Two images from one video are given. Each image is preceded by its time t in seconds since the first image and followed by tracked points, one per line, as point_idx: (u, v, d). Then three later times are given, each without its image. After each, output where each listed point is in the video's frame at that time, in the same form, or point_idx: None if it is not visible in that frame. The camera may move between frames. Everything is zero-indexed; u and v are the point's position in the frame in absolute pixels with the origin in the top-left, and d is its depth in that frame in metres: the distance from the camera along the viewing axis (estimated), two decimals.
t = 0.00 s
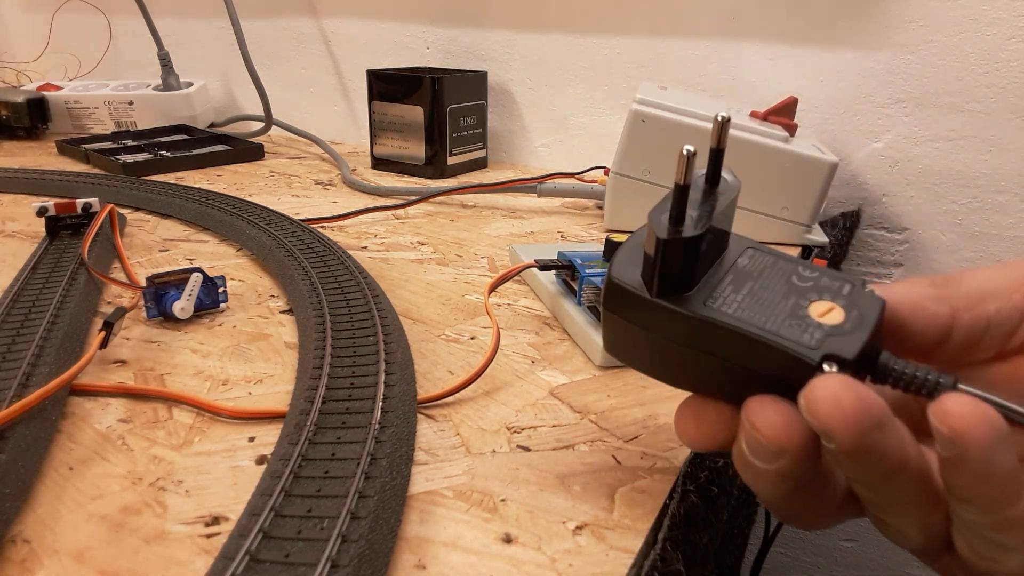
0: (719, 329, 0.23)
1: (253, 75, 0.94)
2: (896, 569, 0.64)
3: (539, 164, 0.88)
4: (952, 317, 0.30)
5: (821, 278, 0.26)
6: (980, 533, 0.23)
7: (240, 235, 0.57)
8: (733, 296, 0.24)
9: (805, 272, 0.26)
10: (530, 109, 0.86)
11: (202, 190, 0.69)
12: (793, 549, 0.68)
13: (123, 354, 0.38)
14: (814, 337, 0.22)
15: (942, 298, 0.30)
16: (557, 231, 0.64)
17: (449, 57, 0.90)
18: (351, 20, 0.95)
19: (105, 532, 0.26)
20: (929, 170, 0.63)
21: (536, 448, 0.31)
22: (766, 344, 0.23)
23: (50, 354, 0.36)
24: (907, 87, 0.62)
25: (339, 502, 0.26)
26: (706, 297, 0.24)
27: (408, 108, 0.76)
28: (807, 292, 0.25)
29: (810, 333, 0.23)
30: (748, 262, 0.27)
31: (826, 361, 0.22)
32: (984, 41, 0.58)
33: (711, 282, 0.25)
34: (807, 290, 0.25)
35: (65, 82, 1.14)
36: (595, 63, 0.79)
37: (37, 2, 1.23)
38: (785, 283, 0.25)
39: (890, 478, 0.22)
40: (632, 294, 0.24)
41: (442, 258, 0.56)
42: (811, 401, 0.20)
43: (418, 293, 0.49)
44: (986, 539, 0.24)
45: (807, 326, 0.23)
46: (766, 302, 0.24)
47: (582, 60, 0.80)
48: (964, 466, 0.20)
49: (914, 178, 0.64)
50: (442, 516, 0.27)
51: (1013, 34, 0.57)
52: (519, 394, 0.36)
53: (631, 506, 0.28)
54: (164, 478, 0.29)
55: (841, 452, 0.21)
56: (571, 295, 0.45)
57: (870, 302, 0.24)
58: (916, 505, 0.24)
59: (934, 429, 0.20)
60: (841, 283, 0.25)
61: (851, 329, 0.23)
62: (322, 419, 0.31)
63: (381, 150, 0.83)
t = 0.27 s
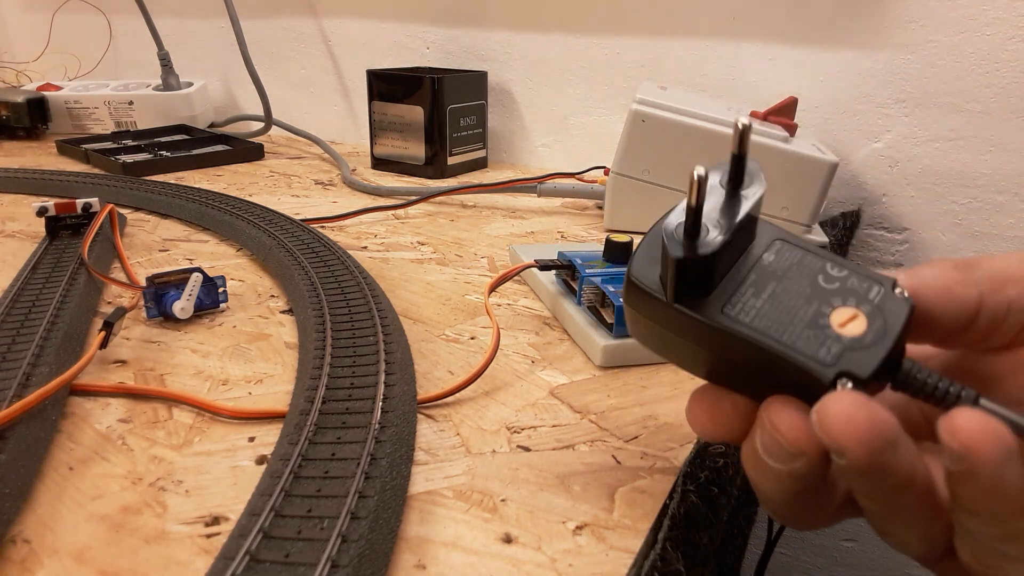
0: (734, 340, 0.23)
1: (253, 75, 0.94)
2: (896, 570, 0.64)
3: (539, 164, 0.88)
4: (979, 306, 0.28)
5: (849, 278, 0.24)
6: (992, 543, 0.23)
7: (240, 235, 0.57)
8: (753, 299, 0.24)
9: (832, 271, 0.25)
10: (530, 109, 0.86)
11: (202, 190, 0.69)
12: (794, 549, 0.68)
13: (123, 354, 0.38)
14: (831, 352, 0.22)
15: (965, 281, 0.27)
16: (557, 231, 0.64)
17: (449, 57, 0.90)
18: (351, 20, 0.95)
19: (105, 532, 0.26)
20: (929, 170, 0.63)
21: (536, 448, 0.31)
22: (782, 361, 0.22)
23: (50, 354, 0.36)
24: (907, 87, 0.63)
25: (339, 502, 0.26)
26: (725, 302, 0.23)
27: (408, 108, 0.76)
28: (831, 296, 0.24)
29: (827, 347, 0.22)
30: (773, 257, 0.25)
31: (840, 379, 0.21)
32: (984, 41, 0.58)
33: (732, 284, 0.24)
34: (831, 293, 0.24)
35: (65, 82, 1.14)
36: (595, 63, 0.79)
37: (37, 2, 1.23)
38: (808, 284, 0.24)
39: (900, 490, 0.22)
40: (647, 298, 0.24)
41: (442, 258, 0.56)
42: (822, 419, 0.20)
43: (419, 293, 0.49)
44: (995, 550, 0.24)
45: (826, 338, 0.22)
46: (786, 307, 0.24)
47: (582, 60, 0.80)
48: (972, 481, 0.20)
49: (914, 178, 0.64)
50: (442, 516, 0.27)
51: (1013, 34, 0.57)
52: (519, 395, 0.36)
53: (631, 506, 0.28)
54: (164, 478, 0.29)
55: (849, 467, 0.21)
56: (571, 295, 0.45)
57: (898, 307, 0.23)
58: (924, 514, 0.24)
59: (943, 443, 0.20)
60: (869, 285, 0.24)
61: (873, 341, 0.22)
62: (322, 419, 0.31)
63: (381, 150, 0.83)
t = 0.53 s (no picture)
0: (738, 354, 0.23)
1: (253, 75, 0.94)
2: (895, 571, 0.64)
3: (539, 164, 0.88)
4: (992, 297, 0.27)
5: (866, 286, 0.23)
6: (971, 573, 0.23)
7: (240, 235, 0.57)
8: (761, 315, 0.23)
9: (848, 277, 0.23)
10: (530, 110, 0.86)
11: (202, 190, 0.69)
12: (794, 549, 0.68)
13: (123, 354, 0.38)
14: (834, 376, 0.22)
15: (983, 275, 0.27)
16: (557, 231, 0.64)
17: (449, 57, 0.90)
18: (351, 20, 0.95)
19: (105, 532, 0.26)
20: (929, 170, 0.63)
21: (536, 448, 0.31)
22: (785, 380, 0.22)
23: (50, 354, 0.36)
24: (907, 87, 0.62)
25: (339, 502, 0.26)
26: (732, 315, 0.23)
27: (408, 108, 0.76)
28: (844, 308, 0.23)
29: (833, 370, 0.22)
30: (789, 260, 0.23)
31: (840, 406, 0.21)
32: (984, 41, 0.58)
33: (742, 291, 0.23)
34: (844, 305, 0.23)
35: (65, 82, 1.14)
36: (595, 63, 0.79)
37: (37, 2, 1.23)
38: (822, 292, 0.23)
39: (887, 508, 0.22)
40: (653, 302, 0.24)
41: (442, 258, 0.56)
42: (834, 437, 0.20)
43: (418, 293, 0.49)
44: None
45: (831, 360, 0.22)
46: (795, 320, 0.23)
47: (582, 61, 0.80)
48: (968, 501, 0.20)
49: (913, 178, 0.64)
50: (442, 516, 0.27)
51: (1013, 34, 0.57)
52: (519, 394, 0.36)
53: (631, 506, 0.28)
54: (165, 478, 0.29)
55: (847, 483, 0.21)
56: (571, 295, 0.45)
57: (913, 327, 0.22)
58: (908, 531, 0.24)
59: (938, 453, 0.20)
60: (887, 296, 0.23)
61: (880, 363, 0.22)
62: (322, 419, 0.31)
63: (381, 150, 0.83)
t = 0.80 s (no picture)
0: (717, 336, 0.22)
1: (253, 75, 0.94)
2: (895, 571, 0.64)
3: (539, 164, 0.88)
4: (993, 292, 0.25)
5: (852, 272, 0.20)
6: (931, 548, 0.23)
7: (240, 235, 0.57)
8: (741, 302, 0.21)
9: (833, 262, 0.20)
10: (530, 109, 0.86)
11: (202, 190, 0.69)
12: (793, 549, 0.68)
13: (123, 354, 0.38)
14: (805, 363, 0.20)
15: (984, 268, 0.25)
16: (557, 231, 0.64)
17: (449, 57, 0.90)
18: (351, 20, 0.95)
19: (105, 532, 0.26)
20: (929, 170, 0.63)
21: (536, 448, 0.31)
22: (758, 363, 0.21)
23: (50, 354, 0.36)
24: (907, 87, 0.62)
25: (339, 502, 0.26)
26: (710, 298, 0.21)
27: (408, 108, 0.76)
28: (825, 294, 0.20)
29: (804, 356, 0.20)
30: (774, 241, 0.20)
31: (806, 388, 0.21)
32: (984, 41, 0.58)
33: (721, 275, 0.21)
34: (826, 291, 0.20)
35: (65, 82, 1.14)
36: (595, 63, 0.79)
37: (37, 2, 1.23)
38: (806, 274, 0.20)
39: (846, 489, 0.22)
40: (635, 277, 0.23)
41: (442, 258, 0.56)
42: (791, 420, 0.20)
43: (419, 293, 0.49)
44: (933, 554, 0.23)
45: (805, 346, 0.20)
46: (770, 303, 0.21)
47: (582, 61, 0.80)
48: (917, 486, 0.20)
49: (913, 178, 0.63)
50: (442, 516, 0.27)
51: (1012, 34, 0.56)
52: (519, 394, 0.36)
53: (631, 506, 0.28)
54: (165, 478, 0.29)
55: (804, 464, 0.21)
56: (571, 295, 0.45)
57: (889, 323, 0.20)
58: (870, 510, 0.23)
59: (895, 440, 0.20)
60: (870, 286, 0.20)
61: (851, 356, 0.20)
62: (322, 419, 0.31)
63: (381, 150, 0.83)
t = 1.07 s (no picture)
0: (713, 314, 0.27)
1: (253, 75, 0.94)
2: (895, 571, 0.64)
3: (539, 164, 0.88)
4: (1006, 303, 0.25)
5: (837, 284, 0.22)
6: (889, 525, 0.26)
7: (240, 235, 0.57)
8: (733, 288, 0.25)
9: (823, 271, 0.22)
10: (530, 109, 0.86)
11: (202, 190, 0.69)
12: (793, 549, 0.68)
13: (123, 354, 0.38)
14: (783, 355, 0.24)
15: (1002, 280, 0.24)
16: (557, 231, 0.64)
17: (449, 57, 0.90)
18: (351, 20, 0.95)
19: (105, 532, 0.26)
20: (929, 170, 0.62)
21: (536, 448, 0.31)
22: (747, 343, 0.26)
23: (50, 354, 0.36)
24: (907, 87, 0.62)
25: (339, 502, 0.26)
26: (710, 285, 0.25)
27: (408, 108, 0.76)
28: (807, 298, 0.23)
29: (783, 349, 0.24)
30: (769, 243, 0.23)
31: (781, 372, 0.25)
32: (984, 41, 0.58)
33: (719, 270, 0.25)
34: (812, 296, 0.23)
35: (65, 82, 1.14)
36: (595, 63, 0.79)
37: (37, 2, 1.23)
38: (792, 280, 0.23)
39: (815, 466, 0.25)
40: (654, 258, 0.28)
41: (442, 258, 0.56)
42: (767, 399, 0.24)
43: (419, 293, 0.49)
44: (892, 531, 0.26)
45: (784, 340, 0.24)
46: (761, 301, 0.24)
47: (582, 61, 0.80)
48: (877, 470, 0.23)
49: (914, 179, 0.63)
50: (442, 516, 0.27)
51: (1012, 34, 0.57)
52: (519, 394, 0.36)
53: (631, 506, 0.28)
54: (165, 478, 0.29)
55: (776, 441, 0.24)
56: (571, 295, 0.45)
57: (864, 333, 0.22)
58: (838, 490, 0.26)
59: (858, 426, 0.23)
60: (854, 298, 0.22)
61: (827, 354, 0.23)
62: (322, 419, 0.31)
63: (381, 150, 0.83)
